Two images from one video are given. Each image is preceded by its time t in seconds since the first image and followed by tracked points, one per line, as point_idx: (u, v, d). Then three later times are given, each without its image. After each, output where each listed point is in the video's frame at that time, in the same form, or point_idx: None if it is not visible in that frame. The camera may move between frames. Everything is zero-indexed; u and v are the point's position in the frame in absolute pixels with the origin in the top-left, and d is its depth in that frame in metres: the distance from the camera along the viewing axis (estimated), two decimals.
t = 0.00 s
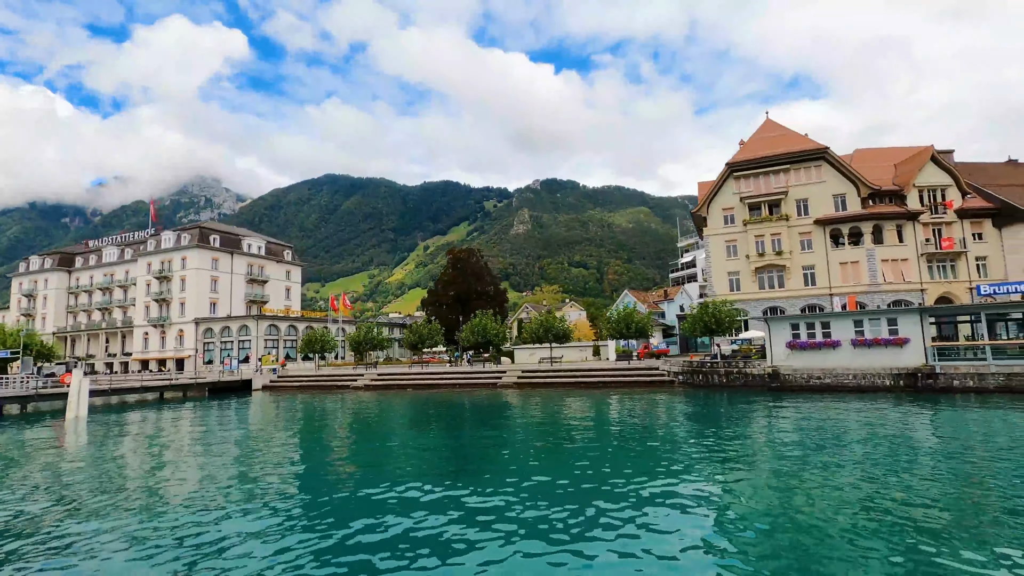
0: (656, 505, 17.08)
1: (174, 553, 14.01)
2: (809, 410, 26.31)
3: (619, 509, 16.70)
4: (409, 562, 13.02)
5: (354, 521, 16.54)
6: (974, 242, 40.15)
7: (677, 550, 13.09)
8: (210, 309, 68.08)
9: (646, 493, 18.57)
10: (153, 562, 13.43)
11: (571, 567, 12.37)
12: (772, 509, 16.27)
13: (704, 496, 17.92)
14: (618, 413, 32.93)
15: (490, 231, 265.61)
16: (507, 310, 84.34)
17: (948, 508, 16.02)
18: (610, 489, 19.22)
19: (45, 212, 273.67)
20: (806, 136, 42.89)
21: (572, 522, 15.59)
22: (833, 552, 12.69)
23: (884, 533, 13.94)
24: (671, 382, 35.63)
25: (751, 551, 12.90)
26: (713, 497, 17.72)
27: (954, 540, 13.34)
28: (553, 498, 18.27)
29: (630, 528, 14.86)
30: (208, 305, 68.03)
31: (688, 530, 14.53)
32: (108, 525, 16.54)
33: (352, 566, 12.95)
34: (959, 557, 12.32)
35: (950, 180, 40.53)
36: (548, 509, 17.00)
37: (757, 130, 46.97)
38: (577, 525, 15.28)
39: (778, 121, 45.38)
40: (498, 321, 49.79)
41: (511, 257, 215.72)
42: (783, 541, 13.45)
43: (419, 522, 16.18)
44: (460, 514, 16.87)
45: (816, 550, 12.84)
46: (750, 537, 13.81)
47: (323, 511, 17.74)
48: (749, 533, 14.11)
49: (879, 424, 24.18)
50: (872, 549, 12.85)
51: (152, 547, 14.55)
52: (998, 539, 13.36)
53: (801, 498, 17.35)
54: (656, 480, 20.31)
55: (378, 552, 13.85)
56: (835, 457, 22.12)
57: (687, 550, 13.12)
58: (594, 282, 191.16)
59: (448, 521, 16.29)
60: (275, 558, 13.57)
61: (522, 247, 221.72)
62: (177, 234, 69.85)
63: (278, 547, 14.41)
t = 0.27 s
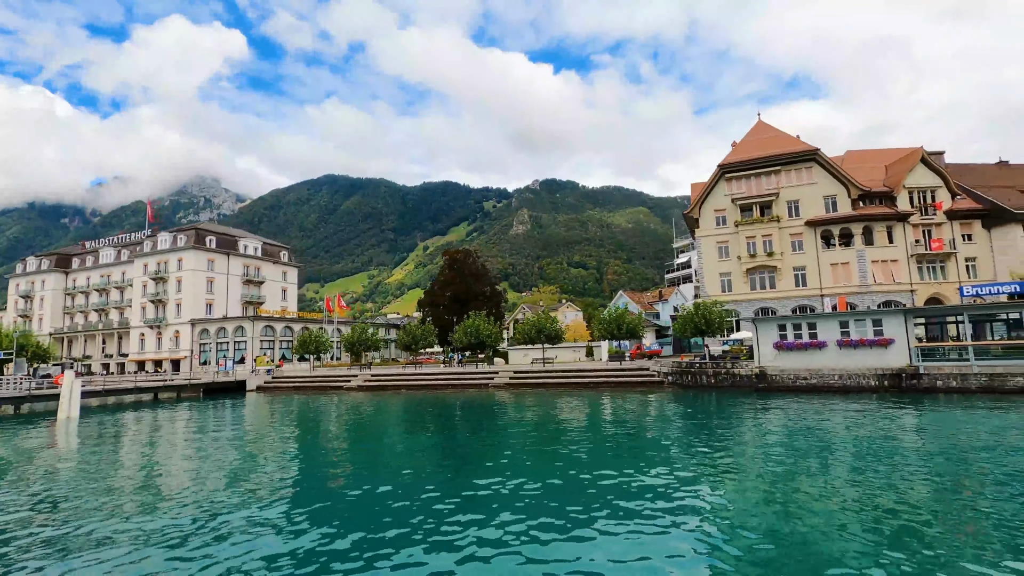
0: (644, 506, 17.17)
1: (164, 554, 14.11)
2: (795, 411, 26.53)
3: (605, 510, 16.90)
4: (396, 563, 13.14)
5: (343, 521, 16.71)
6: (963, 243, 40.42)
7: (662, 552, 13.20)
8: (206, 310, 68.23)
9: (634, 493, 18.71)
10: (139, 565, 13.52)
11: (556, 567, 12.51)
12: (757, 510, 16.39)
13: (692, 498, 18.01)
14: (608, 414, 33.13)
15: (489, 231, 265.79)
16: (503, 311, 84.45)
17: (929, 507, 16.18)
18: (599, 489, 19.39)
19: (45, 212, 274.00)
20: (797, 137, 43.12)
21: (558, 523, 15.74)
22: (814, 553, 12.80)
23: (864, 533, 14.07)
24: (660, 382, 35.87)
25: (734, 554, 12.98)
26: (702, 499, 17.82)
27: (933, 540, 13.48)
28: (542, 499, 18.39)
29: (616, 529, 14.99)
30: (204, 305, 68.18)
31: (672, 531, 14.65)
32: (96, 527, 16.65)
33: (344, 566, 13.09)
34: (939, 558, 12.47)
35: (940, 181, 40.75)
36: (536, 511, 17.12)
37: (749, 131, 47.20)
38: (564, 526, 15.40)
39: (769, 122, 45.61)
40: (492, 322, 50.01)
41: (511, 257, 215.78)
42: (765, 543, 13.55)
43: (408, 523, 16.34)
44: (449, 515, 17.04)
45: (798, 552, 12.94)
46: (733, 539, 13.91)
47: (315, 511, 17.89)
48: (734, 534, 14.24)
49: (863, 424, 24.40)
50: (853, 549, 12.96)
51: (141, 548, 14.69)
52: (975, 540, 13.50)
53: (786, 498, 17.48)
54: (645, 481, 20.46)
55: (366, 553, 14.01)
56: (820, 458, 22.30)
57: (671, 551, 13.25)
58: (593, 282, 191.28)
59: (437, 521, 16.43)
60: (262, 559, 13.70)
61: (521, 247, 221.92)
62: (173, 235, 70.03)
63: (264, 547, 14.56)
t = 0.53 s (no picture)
0: (632, 506, 17.32)
1: (152, 554, 14.24)
2: (781, 410, 26.80)
3: (592, 510, 17.04)
4: (383, 563, 13.28)
5: (332, 521, 16.86)
6: (952, 244, 40.73)
7: (645, 552, 13.33)
8: (201, 311, 68.39)
9: (622, 493, 18.85)
10: (126, 564, 13.66)
11: (540, 567, 12.62)
12: (742, 510, 16.52)
13: (679, 498, 18.16)
14: (597, 414, 33.40)
15: (488, 231, 266.10)
16: (498, 311, 84.77)
17: (908, 506, 16.40)
18: (587, 490, 19.55)
19: (43, 212, 273.82)
20: (788, 139, 43.38)
21: (545, 523, 15.86)
22: (795, 553, 12.94)
23: (846, 532, 14.22)
24: (650, 382, 36.13)
25: (717, 554, 13.10)
26: (689, 498, 17.97)
27: (913, 539, 13.65)
28: (531, 500, 18.54)
29: (602, 529, 15.11)
30: (200, 306, 68.34)
31: (657, 531, 14.78)
32: (85, 527, 16.81)
33: (330, 566, 13.20)
34: (916, 556, 12.63)
35: (929, 183, 41.03)
36: (524, 511, 17.23)
37: (741, 132, 47.45)
38: (550, 527, 15.53)
39: (761, 124, 45.87)
40: (484, 323, 50.31)
41: (510, 257, 215.93)
42: (748, 543, 13.69)
43: (395, 523, 16.48)
44: (438, 515, 17.17)
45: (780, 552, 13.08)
46: (716, 538, 14.05)
47: (303, 511, 18.04)
48: (719, 534, 14.36)
49: (847, 424, 24.66)
50: (834, 549, 13.10)
51: (129, 548, 14.84)
52: (951, 538, 13.70)
53: (772, 498, 17.62)
54: (635, 481, 20.59)
55: (353, 552, 14.14)
56: (805, 457, 22.53)
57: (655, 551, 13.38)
58: (592, 282, 191.63)
59: (425, 521, 16.57)
60: (249, 558, 13.85)
61: (520, 247, 222.21)
62: (169, 235, 70.15)
63: (252, 547, 14.71)
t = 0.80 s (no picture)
0: (621, 507, 17.42)
1: (139, 555, 14.33)
2: (766, 411, 27.03)
3: (576, 510, 17.16)
4: (364, 563, 13.38)
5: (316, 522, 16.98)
6: (941, 245, 40.99)
7: (625, 553, 13.43)
8: (197, 311, 68.56)
9: (606, 494, 18.98)
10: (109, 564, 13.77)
11: (519, 568, 12.72)
12: (728, 510, 16.64)
13: (663, 498, 18.29)
14: (587, 414, 33.64)
15: (487, 232, 266.42)
16: (494, 313, 84.91)
17: (886, 506, 16.54)
18: (573, 490, 19.67)
19: (42, 212, 273.61)
20: (779, 140, 43.62)
21: (528, 524, 15.98)
22: (772, 553, 13.03)
23: (824, 532, 14.33)
24: (640, 382, 36.41)
25: (702, 554, 13.21)
26: (673, 499, 18.10)
27: (893, 538, 13.77)
28: (516, 500, 18.65)
29: (584, 530, 15.21)
30: (195, 306, 68.51)
31: (638, 532, 14.88)
32: (72, 527, 16.96)
33: (311, 566, 13.31)
34: (889, 555, 12.76)
35: (919, 184, 41.27)
36: (508, 512, 17.34)
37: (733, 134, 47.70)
38: (533, 527, 15.64)
39: (752, 125, 46.11)
40: (477, 323, 50.61)
41: (509, 257, 216.12)
42: (727, 543, 13.78)
43: (380, 524, 16.59)
44: (422, 516, 17.27)
45: (758, 552, 13.17)
46: (696, 539, 14.15)
47: (289, 512, 18.16)
48: (698, 535, 14.46)
49: (831, 424, 24.87)
50: (811, 549, 13.21)
51: (114, 548, 14.97)
52: (925, 537, 13.89)
53: (754, 499, 17.75)
54: (625, 482, 20.67)
55: (335, 553, 14.23)
56: (789, 457, 22.72)
57: (634, 552, 13.48)
58: (591, 282, 191.91)
59: (409, 522, 16.68)
60: (232, 559, 13.96)
61: (519, 247, 222.45)
62: (165, 236, 70.30)
63: (235, 547, 14.84)
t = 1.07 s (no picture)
0: (606, 507, 17.53)
1: (124, 554, 14.48)
2: (753, 410, 27.24)
3: (559, 511, 17.30)
4: (344, 563, 13.53)
5: (301, 522, 17.16)
6: (932, 246, 41.20)
7: (602, 552, 13.56)
8: (193, 312, 68.73)
9: (591, 494, 19.11)
10: (93, 563, 13.95)
11: (497, 567, 12.86)
12: (711, 510, 16.76)
13: (649, 498, 18.40)
14: (577, 414, 33.83)
15: (487, 232, 266.56)
16: (490, 314, 85.21)
17: (863, 505, 16.73)
18: (558, 490, 19.83)
19: (41, 212, 273.68)
20: (770, 142, 43.84)
21: (511, 524, 16.12)
22: (748, 554, 13.17)
23: (800, 532, 14.49)
24: (630, 382, 36.63)
25: (683, 554, 13.32)
26: (658, 499, 18.22)
27: (870, 538, 13.92)
28: (500, 500, 18.80)
29: (565, 530, 15.35)
30: (192, 307, 68.68)
31: (618, 532, 15.02)
32: (58, 527, 17.14)
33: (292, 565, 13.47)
34: (861, 555, 12.92)
35: (909, 185, 41.49)
36: (492, 511, 17.49)
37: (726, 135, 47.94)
38: (515, 527, 15.78)
39: (745, 126, 46.32)
40: (470, 324, 50.84)
41: (509, 257, 216.06)
42: (704, 543, 13.92)
43: (365, 523, 16.75)
44: (407, 515, 17.44)
45: (734, 552, 13.32)
46: (674, 540, 14.29)
47: (275, 511, 18.33)
48: (677, 535, 14.61)
49: (817, 424, 25.08)
50: (786, 549, 13.35)
51: (99, 547, 15.17)
52: (900, 536, 14.04)
53: (736, 498, 17.89)
54: (612, 482, 20.80)
55: (317, 552, 14.40)
56: (774, 457, 22.92)
57: (612, 552, 13.61)
58: (590, 282, 192.03)
59: (394, 521, 16.83)
60: (214, 557, 14.12)
61: (518, 247, 222.59)
62: (161, 237, 70.45)
63: (218, 546, 15.02)
